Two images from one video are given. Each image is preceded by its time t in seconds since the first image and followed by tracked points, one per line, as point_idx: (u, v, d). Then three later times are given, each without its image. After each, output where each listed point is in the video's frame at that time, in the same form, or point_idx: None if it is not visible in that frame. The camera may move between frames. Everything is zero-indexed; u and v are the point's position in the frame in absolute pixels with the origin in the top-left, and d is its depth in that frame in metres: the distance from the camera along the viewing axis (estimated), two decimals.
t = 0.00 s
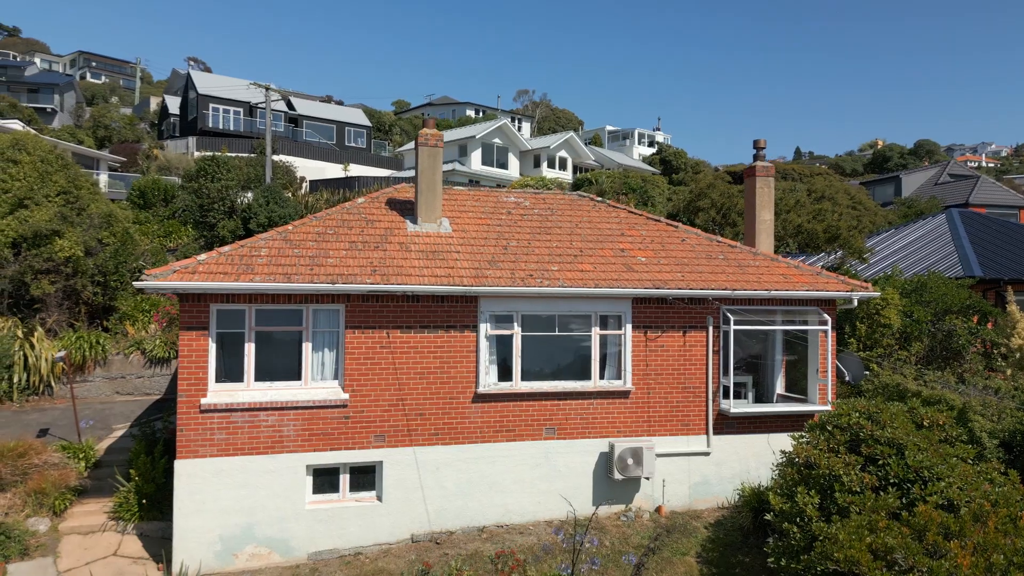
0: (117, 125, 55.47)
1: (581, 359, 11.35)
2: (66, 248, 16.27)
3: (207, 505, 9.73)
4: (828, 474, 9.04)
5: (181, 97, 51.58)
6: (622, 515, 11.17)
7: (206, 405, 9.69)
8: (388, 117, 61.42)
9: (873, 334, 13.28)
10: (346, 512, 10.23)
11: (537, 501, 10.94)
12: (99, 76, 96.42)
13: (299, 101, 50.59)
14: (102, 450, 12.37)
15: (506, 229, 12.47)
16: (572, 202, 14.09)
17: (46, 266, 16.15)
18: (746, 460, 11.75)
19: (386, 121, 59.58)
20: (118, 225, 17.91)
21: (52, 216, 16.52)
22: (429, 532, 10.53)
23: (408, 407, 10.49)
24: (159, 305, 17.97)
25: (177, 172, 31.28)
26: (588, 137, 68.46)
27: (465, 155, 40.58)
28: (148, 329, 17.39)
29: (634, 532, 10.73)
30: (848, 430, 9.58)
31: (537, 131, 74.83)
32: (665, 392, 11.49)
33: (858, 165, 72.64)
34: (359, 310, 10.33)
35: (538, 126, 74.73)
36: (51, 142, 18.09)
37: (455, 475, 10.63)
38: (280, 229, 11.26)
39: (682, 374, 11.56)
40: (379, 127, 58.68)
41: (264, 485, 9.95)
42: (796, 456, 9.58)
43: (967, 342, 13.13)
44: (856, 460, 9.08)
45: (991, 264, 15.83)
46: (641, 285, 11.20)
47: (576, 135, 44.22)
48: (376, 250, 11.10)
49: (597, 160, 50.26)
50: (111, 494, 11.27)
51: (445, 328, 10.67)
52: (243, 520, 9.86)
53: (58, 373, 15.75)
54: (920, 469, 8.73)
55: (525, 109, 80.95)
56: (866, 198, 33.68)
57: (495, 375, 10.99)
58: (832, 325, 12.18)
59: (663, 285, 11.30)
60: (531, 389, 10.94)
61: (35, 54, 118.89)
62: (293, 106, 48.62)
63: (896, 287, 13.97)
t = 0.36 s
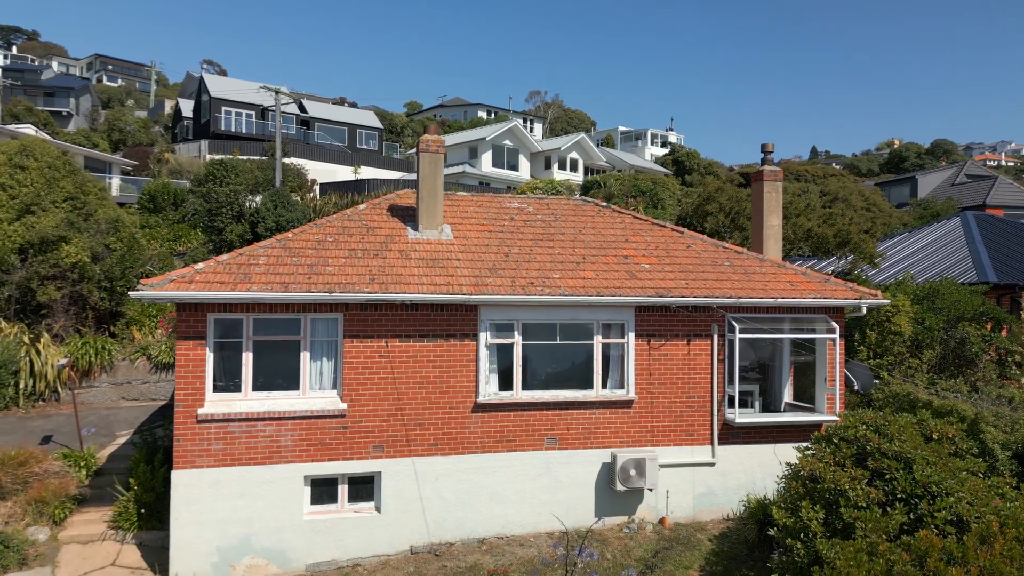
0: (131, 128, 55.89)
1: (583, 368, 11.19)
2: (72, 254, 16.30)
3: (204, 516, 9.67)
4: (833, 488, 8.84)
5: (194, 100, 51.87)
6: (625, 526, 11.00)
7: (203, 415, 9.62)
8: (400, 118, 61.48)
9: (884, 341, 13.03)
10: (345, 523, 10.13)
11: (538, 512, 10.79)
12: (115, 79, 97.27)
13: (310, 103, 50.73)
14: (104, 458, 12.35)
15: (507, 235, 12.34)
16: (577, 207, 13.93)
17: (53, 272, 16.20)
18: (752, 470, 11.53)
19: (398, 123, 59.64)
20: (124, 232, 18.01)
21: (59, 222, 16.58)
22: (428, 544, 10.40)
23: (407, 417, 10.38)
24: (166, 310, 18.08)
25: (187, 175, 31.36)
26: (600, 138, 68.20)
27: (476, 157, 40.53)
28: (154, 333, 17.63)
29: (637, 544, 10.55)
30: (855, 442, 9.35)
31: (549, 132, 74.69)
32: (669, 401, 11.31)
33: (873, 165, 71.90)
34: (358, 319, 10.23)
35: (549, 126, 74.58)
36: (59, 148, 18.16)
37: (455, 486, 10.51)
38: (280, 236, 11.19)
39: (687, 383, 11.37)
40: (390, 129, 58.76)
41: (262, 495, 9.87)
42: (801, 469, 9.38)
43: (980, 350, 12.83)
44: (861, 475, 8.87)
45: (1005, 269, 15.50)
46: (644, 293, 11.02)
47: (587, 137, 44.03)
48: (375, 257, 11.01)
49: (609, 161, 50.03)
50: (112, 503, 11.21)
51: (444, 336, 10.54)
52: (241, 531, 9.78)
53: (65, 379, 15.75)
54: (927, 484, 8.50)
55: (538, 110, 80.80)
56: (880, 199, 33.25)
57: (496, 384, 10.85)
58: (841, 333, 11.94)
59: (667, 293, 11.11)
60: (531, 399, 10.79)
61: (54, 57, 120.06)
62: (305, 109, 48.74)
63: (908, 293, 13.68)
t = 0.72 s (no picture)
0: (146, 131, 56.33)
1: (584, 378, 11.02)
2: (78, 259, 16.32)
3: (198, 528, 9.58)
4: (837, 504, 8.61)
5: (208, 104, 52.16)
6: (626, 539, 10.81)
7: (197, 425, 9.54)
8: (412, 121, 61.52)
9: (894, 349, 12.73)
10: (341, 535, 10.01)
11: (537, 524, 10.62)
12: (132, 82, 98.06)
13: (323, 106, 50.86)
14: (104, 465, 12.33)
15: (508, 242, 12.20)
16: (580, 213, 13.76)
17: (58, 278, 16.24)
18: (756, 482, 11.29)
19: (410, 125, 59.69)
20: (131, 235, 18.00)
21: (65, 228, 16.65)
22: (425, 556, 10.26)
23: (404, 428, 10.25)
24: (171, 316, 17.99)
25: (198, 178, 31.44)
26: (613, 139, 67.90)
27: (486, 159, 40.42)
28: (160, 339, 17.57)
29: (638, 558, 10.35)
30: (860, 456, 9.10)
31: (562, 133, 74.48)
32: (671, 411, 11.11)
33: (891, 165, 71.04)
34: (354, 329, 10.11)
35: (562, 127, 74.37)
36: (66, 154, 18.25)
37: (453, 498, 10.36)
38: (278, 244, 11.11)
39: (690, 393, 11.17)
40: (403, 131, 58.83)
41: (257, 507, 9.77)
42: (805, 483, 9.16)
43: (994, 359, 12.48)
44: (866, 490, 8.63)
45: (1021, 274, 15.06)
46: (645, 301, 10.82)
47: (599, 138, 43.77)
48: (373, 265, 10.89)
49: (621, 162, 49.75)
50: (110, 512, 11.16)
51: (442, 346, 10.41)
52: (236, 543, 9.68)
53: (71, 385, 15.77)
54: (935, 501, 8.25)
55: (550, 110, 80.60)
56: (896, 200, 32.74)
57: (495, 394, 10.70)
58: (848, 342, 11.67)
59: (669, 301, 10.91)
60: (531, 409, 10.62)
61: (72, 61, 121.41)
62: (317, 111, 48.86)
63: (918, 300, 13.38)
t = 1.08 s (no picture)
0: (161, 134, 56.70)
1: (582, 389, 10.82)
2: (82, 266, 16.30)
3: (190, 540, 9.50)
4: (840, 523, 8.36)
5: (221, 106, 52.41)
6: (626, 553, 10.59)
7: (189, 437, 9.45)
8: (425, 122, 61.52)
9: (904, 359, 12.39)
10: (334, 548, 9.88)
11: (535, 538, 10.43)
12: (149, 85, 98.76)
13: (335, 108, 50.93)
14: (102, 474, 12.27)
15: (507, 250, 12.03)
16: (582, 219, 13.56)
17: (62, 284, 16.23)
18: (760, 496, 11.02)
19: (423, 127, 59.66)
20: (137, 241, 18.08)
21: (69, 235, 16.67)
22: (421, 570, 10.11)
23: (398, 439, 10.09)
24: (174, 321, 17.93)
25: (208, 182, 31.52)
26: (626, 139, 67.49)
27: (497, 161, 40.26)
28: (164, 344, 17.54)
29: (637, 573, 10.13)
30: (864, 472, 8.81)
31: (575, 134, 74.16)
32: (672, 423, 10.87)
33: (909, 164, 70.05)
34: (348, 339, 9.97)
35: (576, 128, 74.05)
36: (72, 160, 18.33)
37: (448, 511, 10.19)
38: (273, 253, 11.00)
39: (691, 404, 10.93)
40: (415, 132, 58.83)
41: (249, 519, 9.66)
42: (807, 500, 8.90)
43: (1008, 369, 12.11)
44: (870, 508, 8.35)
45: None
46: (645, 310, 10.59)
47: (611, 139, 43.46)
48: (369, 274, 10.75)
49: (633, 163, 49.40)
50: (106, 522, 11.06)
51: (437, 356, 10.24)
52: (228, 556, 9.58)
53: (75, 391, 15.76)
54: (941, 520, 7.96)
55: (564, 111, 80.32)
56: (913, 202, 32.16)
57: (491, 406, 10.52)
58: (856, 351, 11.37)
59: (670, 311, 10.67)
60: (528, 421, 10.43)
61: (92, 64, 122.52)
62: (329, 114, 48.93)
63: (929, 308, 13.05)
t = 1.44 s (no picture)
0: (177, 138, 57.11)
1: (579, 401, 10.60)
2: (86, 272, 16.32)
3: (178, 554, 9.39)
4: (840, 544, 8.08)
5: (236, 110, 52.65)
6: (624, 569, 10.33)
7: (177, 450, 9.33)
8: (438, 124, 61.46)
9: (914, 369, 12.04)
10: (325, 563, 9.72)
11: (530, 553, 10.20)
12: (167, 88, 99.59)
13: (348, 111, 50.98)
14: (99, 484, 12.18)
15: (505, 258, 11.84)
16: (584, 225, 13.34)
17: (65, 291, 16.26)
18: (763, 511, 10.72)
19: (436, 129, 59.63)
20: (141, 247, 18.05)
21: (73, 241, 16.69)
22: None
23: (390, 453, 9.92)
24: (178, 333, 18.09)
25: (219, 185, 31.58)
26: (641, 139, 67.01)
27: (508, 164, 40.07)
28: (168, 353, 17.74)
29: None
30: (867, 491, 8.52)
31: (590, 135, 73.82)
32: (672, 436, 10.62)
33: (930, 164, 68.94)
34: (339, 350, 9.81)
35: (590, 129, 73.72)
36: (77, 166, 18.29)
37: (440, 525, 10.00)
38: (267, 262, 10.87)
39: (692, 416, 10.66)
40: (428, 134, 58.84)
41: (239, 533, 9.53)
42: (807, 519, 8.62)
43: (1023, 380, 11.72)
44: (872, 529, 8.06)
45: None
46: (644, 321, 10.34)
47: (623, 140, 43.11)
48: (362, 284, 10.58)
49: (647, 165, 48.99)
50: (99, 533, 10.94)
51: (430, 368, 10.05)
52: (217, 571, 9.46)
53: (78, 398, 15.75)
54: (946, 542, 7.64)
55: (578, 112, 79.95)
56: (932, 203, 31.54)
57: (486, 418, 10.32)
58: (862, 362, 11.04)
59: (669, 321, 10.41)
60: (523, 434, 10.22)
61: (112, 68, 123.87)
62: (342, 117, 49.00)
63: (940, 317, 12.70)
